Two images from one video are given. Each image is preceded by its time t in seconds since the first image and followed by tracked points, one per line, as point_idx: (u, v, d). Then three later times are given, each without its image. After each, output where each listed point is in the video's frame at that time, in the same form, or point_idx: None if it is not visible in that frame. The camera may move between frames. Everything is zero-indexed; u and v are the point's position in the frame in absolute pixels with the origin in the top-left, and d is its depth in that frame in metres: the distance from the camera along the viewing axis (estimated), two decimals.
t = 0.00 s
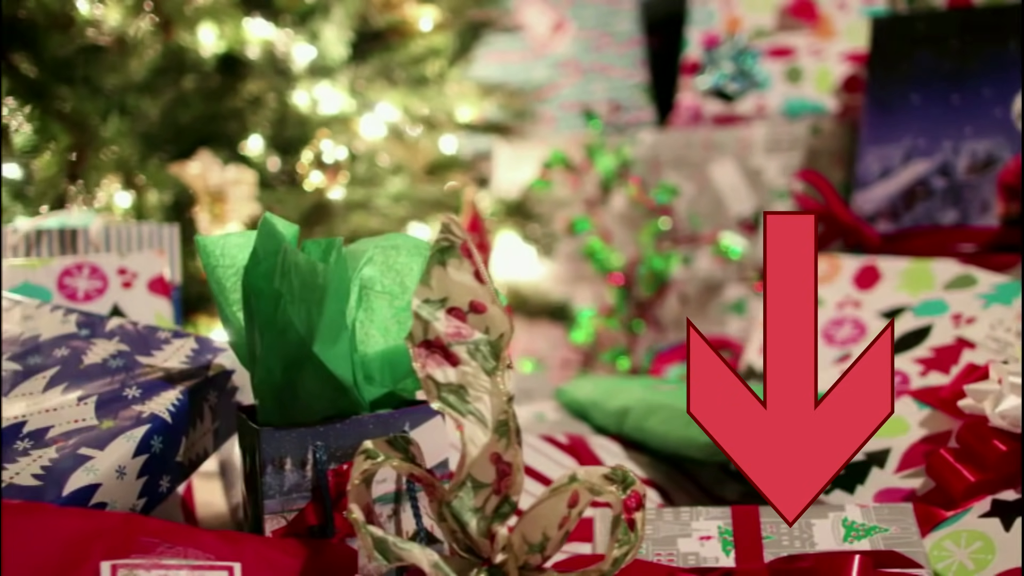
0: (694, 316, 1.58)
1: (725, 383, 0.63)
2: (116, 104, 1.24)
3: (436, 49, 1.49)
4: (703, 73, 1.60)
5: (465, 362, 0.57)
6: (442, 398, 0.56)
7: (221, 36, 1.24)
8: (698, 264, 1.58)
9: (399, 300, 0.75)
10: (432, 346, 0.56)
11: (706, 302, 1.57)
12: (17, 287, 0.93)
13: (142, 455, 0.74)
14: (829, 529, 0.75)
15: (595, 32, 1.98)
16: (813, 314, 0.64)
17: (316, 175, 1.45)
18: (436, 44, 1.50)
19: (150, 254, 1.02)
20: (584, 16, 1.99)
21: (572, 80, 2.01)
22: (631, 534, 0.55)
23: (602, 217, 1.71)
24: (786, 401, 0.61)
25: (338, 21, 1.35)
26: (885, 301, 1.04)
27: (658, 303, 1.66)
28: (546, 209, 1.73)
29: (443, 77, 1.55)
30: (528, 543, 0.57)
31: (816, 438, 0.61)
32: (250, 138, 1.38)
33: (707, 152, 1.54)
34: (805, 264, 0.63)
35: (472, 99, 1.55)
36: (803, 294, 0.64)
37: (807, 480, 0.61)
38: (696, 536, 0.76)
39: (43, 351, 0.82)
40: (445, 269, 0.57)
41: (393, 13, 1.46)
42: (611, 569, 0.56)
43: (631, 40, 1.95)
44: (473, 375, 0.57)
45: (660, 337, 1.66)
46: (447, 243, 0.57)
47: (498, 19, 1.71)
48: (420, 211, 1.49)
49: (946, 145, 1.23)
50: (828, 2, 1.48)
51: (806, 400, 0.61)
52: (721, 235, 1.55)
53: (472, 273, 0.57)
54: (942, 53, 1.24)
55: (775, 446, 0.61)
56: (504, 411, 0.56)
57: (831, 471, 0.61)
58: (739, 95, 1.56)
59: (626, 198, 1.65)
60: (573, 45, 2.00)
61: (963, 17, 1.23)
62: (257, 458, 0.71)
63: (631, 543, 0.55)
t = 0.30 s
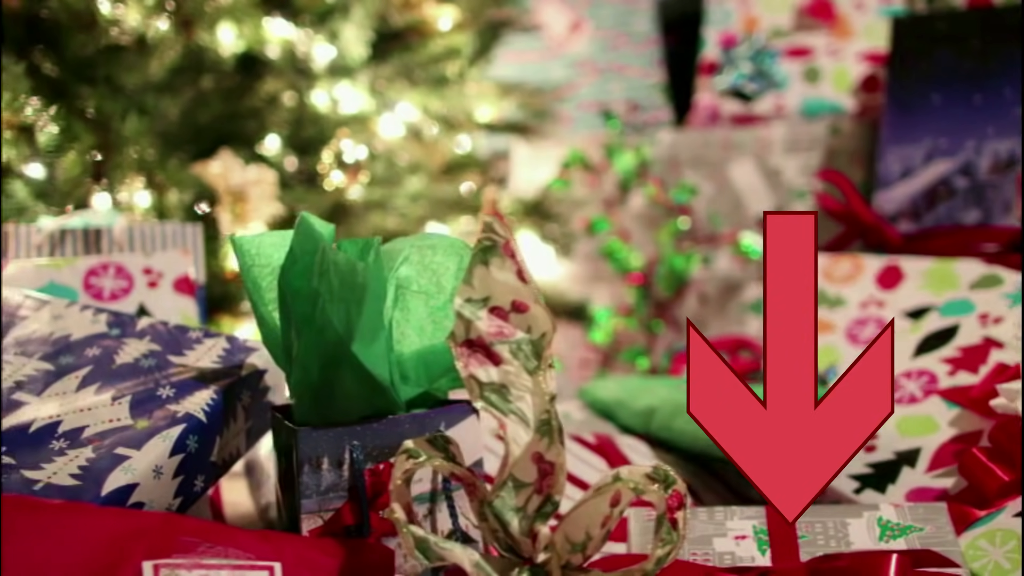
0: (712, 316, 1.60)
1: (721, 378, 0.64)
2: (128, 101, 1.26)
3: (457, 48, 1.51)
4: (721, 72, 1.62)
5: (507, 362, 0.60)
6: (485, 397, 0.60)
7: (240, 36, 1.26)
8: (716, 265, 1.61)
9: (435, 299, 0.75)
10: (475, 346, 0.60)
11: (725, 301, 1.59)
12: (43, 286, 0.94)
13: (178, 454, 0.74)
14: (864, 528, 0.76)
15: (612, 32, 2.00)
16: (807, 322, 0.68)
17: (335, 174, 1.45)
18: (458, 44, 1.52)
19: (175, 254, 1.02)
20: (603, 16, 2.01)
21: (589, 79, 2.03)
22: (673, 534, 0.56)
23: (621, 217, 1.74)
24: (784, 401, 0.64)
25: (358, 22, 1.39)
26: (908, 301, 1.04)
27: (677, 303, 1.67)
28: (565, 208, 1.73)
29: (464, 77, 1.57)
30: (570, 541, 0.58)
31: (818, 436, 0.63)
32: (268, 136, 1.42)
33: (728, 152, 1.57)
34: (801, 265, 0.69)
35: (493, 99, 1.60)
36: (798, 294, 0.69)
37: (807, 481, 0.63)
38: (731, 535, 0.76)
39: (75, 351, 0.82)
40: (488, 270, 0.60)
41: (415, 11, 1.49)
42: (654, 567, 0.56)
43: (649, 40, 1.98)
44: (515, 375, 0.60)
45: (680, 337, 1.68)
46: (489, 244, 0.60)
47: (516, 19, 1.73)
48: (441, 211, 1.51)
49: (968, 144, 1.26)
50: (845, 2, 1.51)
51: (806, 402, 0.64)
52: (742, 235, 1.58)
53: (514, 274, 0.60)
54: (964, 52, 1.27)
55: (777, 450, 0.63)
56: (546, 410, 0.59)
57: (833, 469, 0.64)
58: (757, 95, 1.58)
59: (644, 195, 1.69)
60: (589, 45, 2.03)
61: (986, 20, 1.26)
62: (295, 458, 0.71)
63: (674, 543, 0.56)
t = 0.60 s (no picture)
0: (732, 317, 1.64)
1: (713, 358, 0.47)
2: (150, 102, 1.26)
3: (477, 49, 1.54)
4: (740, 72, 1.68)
5: (549, 361, 0.59)
6: (527, 396, 0.60)
7: (258, 36, 1.30)
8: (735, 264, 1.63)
9: (470, 299, 0.75)
10: (517, 346, 0.59)
11: (744, 302, 1.62)
12: (68, 286, 0.94)
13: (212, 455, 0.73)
14: (899, 527, 0.76)
15: (628, 32, 2.00)
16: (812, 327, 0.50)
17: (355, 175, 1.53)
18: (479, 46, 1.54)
19: (200, 254, 1.03)
20: (620, 16, 2.01)
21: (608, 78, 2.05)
22: (716, 533, 0.56)
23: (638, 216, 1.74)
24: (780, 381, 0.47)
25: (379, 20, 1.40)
26: (931, 301, 1.04)
27: (696, 303, 1.69)
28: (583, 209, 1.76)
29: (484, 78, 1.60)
30: (612, 541, 0.58)
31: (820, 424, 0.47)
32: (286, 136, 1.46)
33: (747, 153, 1.59)
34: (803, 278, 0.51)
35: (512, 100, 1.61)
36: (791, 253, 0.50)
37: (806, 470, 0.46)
38: (766, 535, 0.76)
39: (106, 350, 0.83)
40: (530, 268, 0.59)
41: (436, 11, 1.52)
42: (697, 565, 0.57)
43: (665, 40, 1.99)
44: (557, 375, 0.59)
45: (699, 337, 1.69)
46: (530, 244, 0.59)
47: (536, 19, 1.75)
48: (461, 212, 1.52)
49: (989, 145, 1.30)
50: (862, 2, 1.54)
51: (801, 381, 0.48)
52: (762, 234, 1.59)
53: (556, 273, 0.59)
54: (984, 52, 1.30)
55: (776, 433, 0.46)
56: (587, 410, 0.59)
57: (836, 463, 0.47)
58: (774, 95, 1.63)
59: (663, 196, 1.69)
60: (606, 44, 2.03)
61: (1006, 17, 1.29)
62: (331, 458, 0.71)
63: (717, 541, 0.56)
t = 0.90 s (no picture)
0: (752, 316, 1.64)
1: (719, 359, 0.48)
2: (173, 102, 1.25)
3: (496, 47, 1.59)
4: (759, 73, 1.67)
5: (597, 360, 0.60)
6: (574, 396, 0.60)
7: (281, 36, 1.32)
8: (756, 265, 1.63)
9: (510, 298, 0.75)
10: (564, 345, 0.60)
11: (765, 302, 1.62)
12: (98, 285, 0.95)
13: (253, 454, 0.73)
14: (938, 526, 0.76)
15: (647, 32, 2.03)
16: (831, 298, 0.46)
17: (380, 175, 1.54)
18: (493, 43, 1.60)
19: (228, 254, 1.03)
20: (638, 16, 2.04)
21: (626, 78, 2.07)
22: (763, 533, 0.55)
23: (660, 216, 1.73)
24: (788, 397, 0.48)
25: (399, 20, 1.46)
26: (955, 300, 1.05)
27: (716, 304, 1.69)
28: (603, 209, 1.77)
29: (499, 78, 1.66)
30: (658, 540, 0.58)
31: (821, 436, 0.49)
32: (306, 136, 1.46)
33: (767, 152, 1.60)
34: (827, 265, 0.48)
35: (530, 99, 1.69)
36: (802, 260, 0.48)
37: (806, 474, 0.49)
38: (805, 534, 0.76)
39: (141, 350, 0.83)
40: (578, 269, 0.60)
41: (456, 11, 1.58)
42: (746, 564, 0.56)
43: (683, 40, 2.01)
44: (604, 374, 0.60)
45: (720, 337, 1.69)
46: (579, 244, 0.60)
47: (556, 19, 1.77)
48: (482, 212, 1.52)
49: (1012, 145, 1.33)
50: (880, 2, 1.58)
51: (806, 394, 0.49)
52: (782, 234, 1.60)
53: (604, 273, 0.59)
54: (1011, 50, 1.33)
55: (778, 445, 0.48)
56: (633, 409, 0.59)
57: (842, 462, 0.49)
58: (794, 96, 1.63)
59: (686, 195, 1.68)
60: (626, 44, 2.06)
61: None
62: (372, 457, 0.70)
63: (765, 541, 0.55)
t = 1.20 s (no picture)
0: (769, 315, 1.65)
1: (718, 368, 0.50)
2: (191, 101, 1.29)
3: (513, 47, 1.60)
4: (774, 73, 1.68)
5: (634, 359, 0.59)
6: (612, 395, 0.59)
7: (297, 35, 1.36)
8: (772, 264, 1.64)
9: (542, 298, 0.74)
10: (601, 344, 0.59)
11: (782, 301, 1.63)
12: (121, 284, 0.95)
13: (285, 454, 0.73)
14: (968, 526, 0.76)
15: (662, 32, 2.04)
16: (814, 283, 0.49)
17: (397, 174, 1.55)
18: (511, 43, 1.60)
19: (250, 254, 1.04)
20: (653, 16, 2.05)
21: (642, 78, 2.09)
22: (801, 532, 0.53)
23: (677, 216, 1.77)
24: (785, 402, 0.50)
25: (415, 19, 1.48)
26: (977, 300, 1.05)
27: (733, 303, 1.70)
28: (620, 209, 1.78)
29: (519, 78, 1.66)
30: (697, 539, 0.57)
31: (817, 438, 0.51)
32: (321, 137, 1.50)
33: (783, 152, 1.61)
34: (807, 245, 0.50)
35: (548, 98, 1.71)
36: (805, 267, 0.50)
37: (809, 480, 0.51)
38: (836, 533, 0.75)
39: (170, 350, 0.83)
40: (616, 267, 0.59)
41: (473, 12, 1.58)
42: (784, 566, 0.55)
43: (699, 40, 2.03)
44: (642, 373, 0.59)
45: (737, 337, 1.69)
46: (617, 241, 0.59)
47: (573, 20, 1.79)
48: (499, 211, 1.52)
49: None
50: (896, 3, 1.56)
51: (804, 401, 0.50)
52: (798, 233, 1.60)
53: (643, 271, 0.58)
54: None
55: (776, 447, 0.50)
56: (671, 409, 0.58)
57: (840, 462, 0.51)
58: (810, 95, 1.63)
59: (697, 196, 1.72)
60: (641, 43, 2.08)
61: None
62: (405, 456, 0.70)
63: (805, 541, 0.53)
